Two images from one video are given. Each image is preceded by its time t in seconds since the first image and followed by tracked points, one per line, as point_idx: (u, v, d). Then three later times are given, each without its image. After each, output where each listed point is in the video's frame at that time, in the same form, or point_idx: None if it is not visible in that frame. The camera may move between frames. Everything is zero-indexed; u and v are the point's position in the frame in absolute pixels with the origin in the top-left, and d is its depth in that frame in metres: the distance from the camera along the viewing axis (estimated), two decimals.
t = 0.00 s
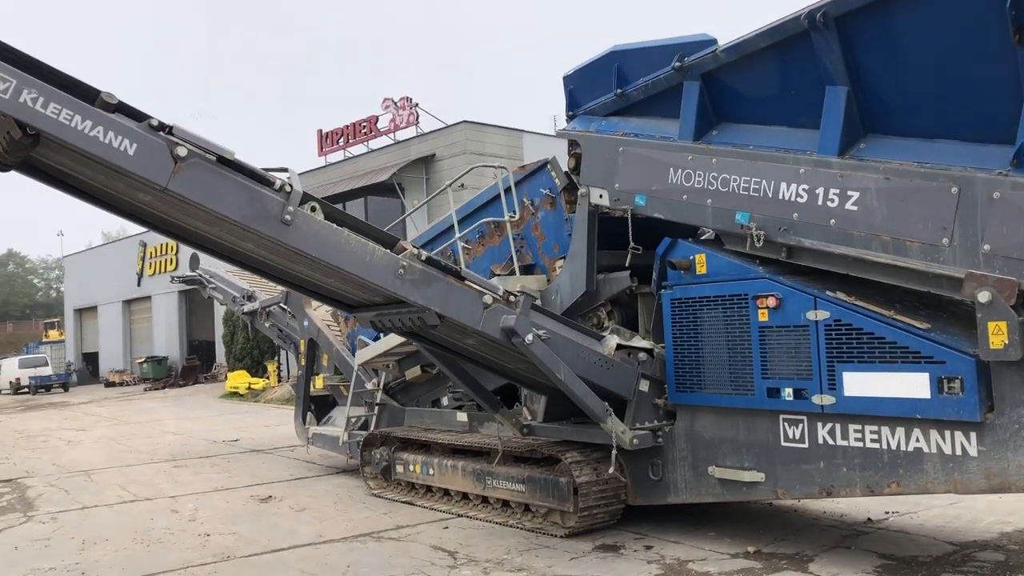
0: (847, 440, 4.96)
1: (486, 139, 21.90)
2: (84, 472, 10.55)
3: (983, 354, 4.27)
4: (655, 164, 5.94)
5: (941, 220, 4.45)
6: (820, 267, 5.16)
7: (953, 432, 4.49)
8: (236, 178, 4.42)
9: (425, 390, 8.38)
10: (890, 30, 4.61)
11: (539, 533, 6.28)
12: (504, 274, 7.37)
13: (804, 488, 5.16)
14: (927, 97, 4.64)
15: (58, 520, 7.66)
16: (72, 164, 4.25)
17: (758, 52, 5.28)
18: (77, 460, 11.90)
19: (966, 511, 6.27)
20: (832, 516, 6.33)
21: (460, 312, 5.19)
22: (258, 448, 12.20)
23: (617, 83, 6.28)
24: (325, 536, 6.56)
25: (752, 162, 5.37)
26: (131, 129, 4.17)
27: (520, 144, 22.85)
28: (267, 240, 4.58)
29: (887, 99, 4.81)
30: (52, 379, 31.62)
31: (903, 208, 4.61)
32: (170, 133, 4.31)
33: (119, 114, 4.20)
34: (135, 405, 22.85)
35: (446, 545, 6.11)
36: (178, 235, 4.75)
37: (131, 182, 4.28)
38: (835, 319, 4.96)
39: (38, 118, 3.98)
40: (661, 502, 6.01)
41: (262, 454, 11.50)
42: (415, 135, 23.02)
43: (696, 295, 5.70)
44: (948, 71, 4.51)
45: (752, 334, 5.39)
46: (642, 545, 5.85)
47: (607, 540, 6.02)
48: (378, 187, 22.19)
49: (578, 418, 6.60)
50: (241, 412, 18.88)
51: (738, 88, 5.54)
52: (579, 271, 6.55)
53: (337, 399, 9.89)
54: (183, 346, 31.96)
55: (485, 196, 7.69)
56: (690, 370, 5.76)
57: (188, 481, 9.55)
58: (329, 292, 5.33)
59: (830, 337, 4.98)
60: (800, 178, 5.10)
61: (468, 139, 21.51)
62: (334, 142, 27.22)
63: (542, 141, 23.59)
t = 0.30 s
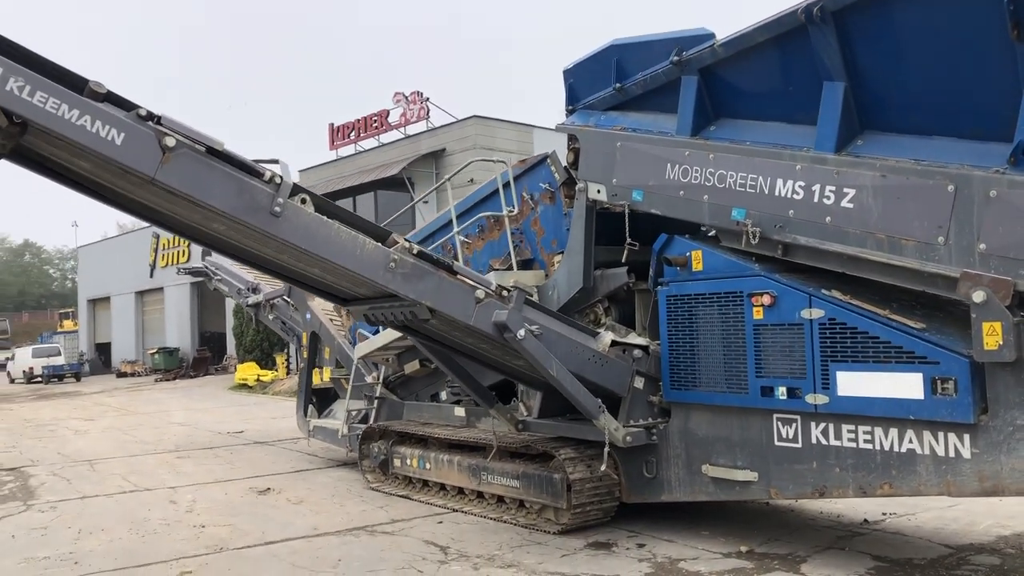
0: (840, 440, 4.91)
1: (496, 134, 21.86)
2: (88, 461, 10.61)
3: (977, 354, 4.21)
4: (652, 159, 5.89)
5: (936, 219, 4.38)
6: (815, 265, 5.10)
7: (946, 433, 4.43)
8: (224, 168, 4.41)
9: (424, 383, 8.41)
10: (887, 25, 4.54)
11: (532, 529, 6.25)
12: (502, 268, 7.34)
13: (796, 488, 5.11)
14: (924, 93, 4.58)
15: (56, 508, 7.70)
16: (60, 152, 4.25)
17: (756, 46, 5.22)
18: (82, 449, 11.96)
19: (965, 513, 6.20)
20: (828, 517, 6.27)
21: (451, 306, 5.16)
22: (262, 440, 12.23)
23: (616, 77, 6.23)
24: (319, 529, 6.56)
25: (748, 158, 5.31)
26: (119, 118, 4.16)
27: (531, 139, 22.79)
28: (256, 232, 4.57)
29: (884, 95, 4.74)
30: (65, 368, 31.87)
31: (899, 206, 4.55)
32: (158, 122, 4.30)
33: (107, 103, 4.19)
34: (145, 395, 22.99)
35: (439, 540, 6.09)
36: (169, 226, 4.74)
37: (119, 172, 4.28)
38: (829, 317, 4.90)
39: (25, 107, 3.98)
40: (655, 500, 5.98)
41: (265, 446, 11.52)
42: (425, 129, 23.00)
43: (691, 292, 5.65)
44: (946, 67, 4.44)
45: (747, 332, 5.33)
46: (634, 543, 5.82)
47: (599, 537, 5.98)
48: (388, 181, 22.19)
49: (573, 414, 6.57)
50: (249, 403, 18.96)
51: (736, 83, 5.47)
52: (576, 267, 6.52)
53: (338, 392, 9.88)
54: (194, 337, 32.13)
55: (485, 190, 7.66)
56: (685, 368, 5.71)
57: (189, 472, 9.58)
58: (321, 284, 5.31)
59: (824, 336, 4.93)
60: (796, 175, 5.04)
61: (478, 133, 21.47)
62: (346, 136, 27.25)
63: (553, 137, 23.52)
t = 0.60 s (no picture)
0: (831, 439, 4.85)
1: (505, 127, 21.80)
2: (89, 450, 10.66)
3: (968, 354, 4.16)
4: (648, 153, 5.83)
5: (930, 215, 4.33)
6: (810, 262, 5.04)
7: (937, 433, 4.38)
8: (211, 158, 4.39)
9: (421, 377, 8.43)
10: (883, 19, 4.49)
11: (524, 524, 6.22)
12: (499, 262, 7.30)
13: (787, 487, 5.05)
14: (921, 88, 4.54)
15: (53, 497, 7.73)
16: (46, 141, 4.24)
17: (752, 40, 5.16)
18: (85, 438, 12.02)
19: (962, 515, 6.12)
20: (823, 516, 6.21)
21: (441, 299, 5.13)
22: (264, 431, 12.26)
23: (613, 69, 6.17)
24: (312, 521, 6.55)
25: (743, 152, 5.25)
26: (104, 108, 4.14)
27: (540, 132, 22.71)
28: (243, 223, 4.55)
29: (881, 90, 4.71)
30: (75, 357, 32.07)
31: (893, 202, 4.49)
32: (144, 112, 4.28)
33: (93, 92, 4.18)
34: (153, 384, 23.11)
35: (430, 534, 6.07)
36: (156, 217, 4.73)
37: (104, 161, 4.26)
38: (822, 315, 4.84)
39: (9, 95, 3.97)
40: (647, 497, 5.93)
41: (266, 437, 11.54)
42: (434, 121, 22.97)
43: (685, 288, 5.60)
44: (942, 62, 4.40)
45: (740, 328, 5.28)
46: (625, 540, 5.78)
47: (591, 533, 5.95)
48: (396, 173, 22.18)
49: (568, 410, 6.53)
50: (255, 394, 19.02)
51: (732, 76, 5.41)
52: (572, 261, 6.46)
53: (337, 385, 9.86)
54: (204, 327, 32.28)
55: (482, 183, 7.61)
56: (678, 364, 5.66)
57: (189, 463, 9.61)
58: (311, 277, 5.29)
59: (817, 334, 4.87)
60: (790, 170, 4.98)
61: (487, 126, 21.40)
62: (355, 127, 27.25)
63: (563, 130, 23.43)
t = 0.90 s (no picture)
0: (827, 434, 4.79)
1: (511, 119, 21.72)
2: (91, 441, 10.68)
3: (965, 348, 4.09)
4: (645, 144, 5.76)
5: (928, 207, 4.27)
6: (807, 255, 4.98)
7: (934, 429, 4.32)
8: (199, 148, 4.36)
9: (420, 369, 8.38)
10: (882, 7, 4.41)
11: (520, 518, 6.18)
12: (497, 255, 7.24)
13: (783, 482, 5.00)
14: (920, 78, 4.46)
15: (51, 488, 7.74)
16: (33, 130, 4.22)
17: (749, 29, 5.08)
18: (87, 430, 12.05)
19: (963, 511, 6.05)
20: (821, 511, 6.15)
21: (434, 291, 5.08)
22: (266, 423, 12.25)
23: (611, 59, 6.10)
24: (307, 514, 6.53)
25: (740, 143, 5.18)
26: (90, 96, 4.11)
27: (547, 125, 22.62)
28: (232, 214, 4.51)
29: (879, 80, 4.63)
30: (83, 348, 32.20)
31: (890, 194, 4.43)
32: (132, 101, 4.24)
33: (79, 81, 4.15)
34: (159, 376, 23.19)
35: (424, 528, 6.04)
36: (147, 208, 4.70)
37: (91, 150, 4.23)
38: (819, 308, 4.77)
39: None
40: (643, 491, 5.88)
41: (268, 429, 11.54)
42: (440, 114, 22.90)
43: (682, 280, 5.53)
44: (941, 50, 4.32)
45: (736, 322, 5.22)
46: (621, 534, 5.73)
47: (586, 528, 5.90)
48: (402, 165, 22.13)
49: (565, 403, 6.48)
50: (260, 386, 19.05)
51: (730, 66, 5.34)
52: (569, 253, 6.40)
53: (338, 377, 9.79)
54: (211, 319, 32.35)
55: (481, 175, 7.55)
56: (675, 358, 5.60)
57: (189, 454, 9.61)
58: (303, 269, 5.25)
59: (813, 327, 4.80)
60: (787, 161, 4.91)
61: (493, 118, 21.33)
62: (362, 120, 27.21)
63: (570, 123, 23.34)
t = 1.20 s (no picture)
0: (829, 429, 4.70)
1: (517, 113, 21.59)
2: (92, 436, 10.66)
3: (969, 341, 4.00)
4: (645, 134, 5.66)
5: (931, 196, 4.17)
6: (809, 246, 4.88)
7: (937, 423, 4.22)
8: (187, 137, 4.28)
9: (420, 363, 8.31)
10: None
11: (519, 513, 6.10)
12: (496, 247, 7.15)
13: (784, 477, 4.91)
14: (924, 64, 4.35)
15: (49, 483, 7.71)
16: (19, 119, 4.15)
17: (750, 15, 4.98)
18: (90, 424, 12.04)
19: (969, 507, 5.95)
20: (824, 506, 6.05)
21: (429, 283, 5.00)
22: (268, 417, 12.21)
23: (610, 48, 5.99)
24: (304, 509, 6.47)
25: (741, 132, 5.08)
26: (75, 84, 4.04)
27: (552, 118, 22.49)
28: (221, 204, 4.44)
29: (883, 67, 4.53)
30: (90, 343, 32.27)
31: (893, 183, 4.32)
32: (118, 89, 4.17)
33: (64, 68, 4.08)
34: (165, 370, 23.21)
35: (421, 523, 5.97)
36: (137, 199, 4.63)
37: (77, 139, 4.16)
38: (820, 300, 4.68)
39: None
40: (643, 486, 5.80)
41: (270, 424, 11.50)
42: (445, 107, 22.80)
43: (682, 272, 5.44)
44: (946, 35, 4.21)
45: (736, 314, 5.12)
46: (620, 530, 5.65)
47: (585, 523, 5.82)
48: (407, 159, 22.05)
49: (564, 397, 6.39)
50: (264, 380, 19.03)
51: (731, 53, 5.24)
52: (568, 245, 6.31)
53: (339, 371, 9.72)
54: (217, 314, 32.37)
55: (480, 167, 7.46)
56: (675, 351, 5.50)
57: (189, 449, 9.57)
58: (296, 260, 5.17)
59: (815, 319, 4.71)
60: (788, 150, 4.81)
61: (498, 112, 21.21)
62: (367, 114, 27.12)
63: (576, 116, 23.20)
